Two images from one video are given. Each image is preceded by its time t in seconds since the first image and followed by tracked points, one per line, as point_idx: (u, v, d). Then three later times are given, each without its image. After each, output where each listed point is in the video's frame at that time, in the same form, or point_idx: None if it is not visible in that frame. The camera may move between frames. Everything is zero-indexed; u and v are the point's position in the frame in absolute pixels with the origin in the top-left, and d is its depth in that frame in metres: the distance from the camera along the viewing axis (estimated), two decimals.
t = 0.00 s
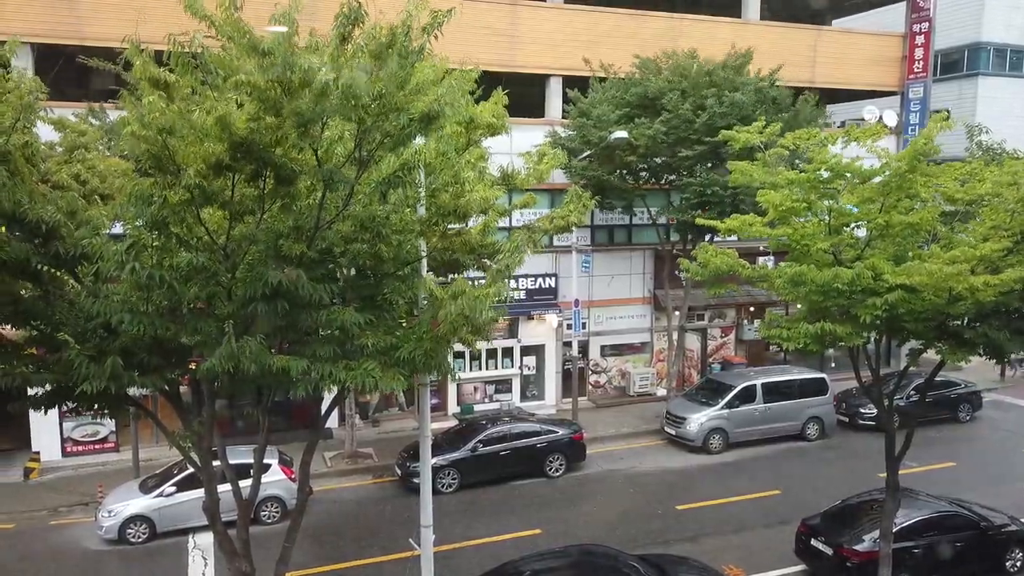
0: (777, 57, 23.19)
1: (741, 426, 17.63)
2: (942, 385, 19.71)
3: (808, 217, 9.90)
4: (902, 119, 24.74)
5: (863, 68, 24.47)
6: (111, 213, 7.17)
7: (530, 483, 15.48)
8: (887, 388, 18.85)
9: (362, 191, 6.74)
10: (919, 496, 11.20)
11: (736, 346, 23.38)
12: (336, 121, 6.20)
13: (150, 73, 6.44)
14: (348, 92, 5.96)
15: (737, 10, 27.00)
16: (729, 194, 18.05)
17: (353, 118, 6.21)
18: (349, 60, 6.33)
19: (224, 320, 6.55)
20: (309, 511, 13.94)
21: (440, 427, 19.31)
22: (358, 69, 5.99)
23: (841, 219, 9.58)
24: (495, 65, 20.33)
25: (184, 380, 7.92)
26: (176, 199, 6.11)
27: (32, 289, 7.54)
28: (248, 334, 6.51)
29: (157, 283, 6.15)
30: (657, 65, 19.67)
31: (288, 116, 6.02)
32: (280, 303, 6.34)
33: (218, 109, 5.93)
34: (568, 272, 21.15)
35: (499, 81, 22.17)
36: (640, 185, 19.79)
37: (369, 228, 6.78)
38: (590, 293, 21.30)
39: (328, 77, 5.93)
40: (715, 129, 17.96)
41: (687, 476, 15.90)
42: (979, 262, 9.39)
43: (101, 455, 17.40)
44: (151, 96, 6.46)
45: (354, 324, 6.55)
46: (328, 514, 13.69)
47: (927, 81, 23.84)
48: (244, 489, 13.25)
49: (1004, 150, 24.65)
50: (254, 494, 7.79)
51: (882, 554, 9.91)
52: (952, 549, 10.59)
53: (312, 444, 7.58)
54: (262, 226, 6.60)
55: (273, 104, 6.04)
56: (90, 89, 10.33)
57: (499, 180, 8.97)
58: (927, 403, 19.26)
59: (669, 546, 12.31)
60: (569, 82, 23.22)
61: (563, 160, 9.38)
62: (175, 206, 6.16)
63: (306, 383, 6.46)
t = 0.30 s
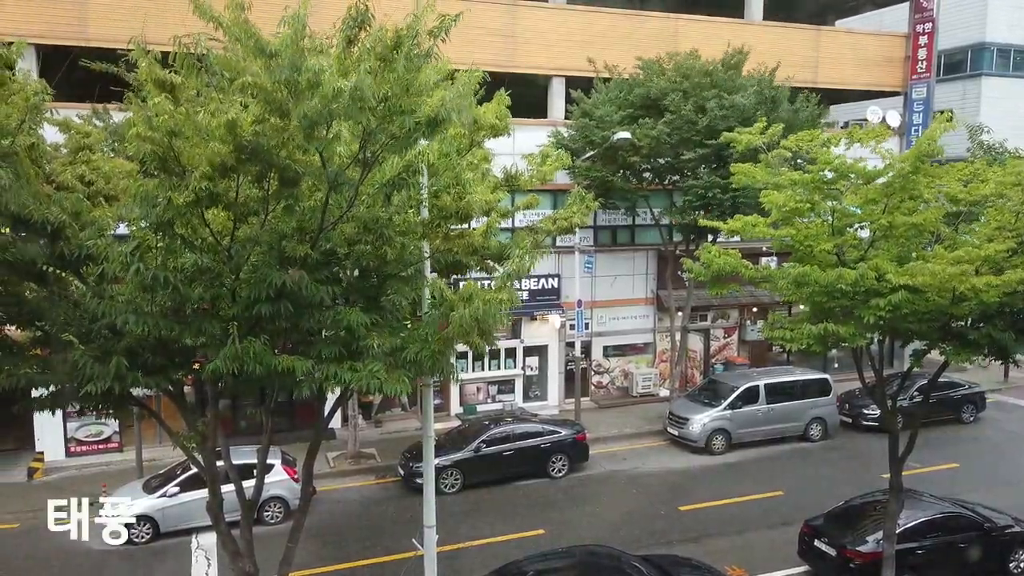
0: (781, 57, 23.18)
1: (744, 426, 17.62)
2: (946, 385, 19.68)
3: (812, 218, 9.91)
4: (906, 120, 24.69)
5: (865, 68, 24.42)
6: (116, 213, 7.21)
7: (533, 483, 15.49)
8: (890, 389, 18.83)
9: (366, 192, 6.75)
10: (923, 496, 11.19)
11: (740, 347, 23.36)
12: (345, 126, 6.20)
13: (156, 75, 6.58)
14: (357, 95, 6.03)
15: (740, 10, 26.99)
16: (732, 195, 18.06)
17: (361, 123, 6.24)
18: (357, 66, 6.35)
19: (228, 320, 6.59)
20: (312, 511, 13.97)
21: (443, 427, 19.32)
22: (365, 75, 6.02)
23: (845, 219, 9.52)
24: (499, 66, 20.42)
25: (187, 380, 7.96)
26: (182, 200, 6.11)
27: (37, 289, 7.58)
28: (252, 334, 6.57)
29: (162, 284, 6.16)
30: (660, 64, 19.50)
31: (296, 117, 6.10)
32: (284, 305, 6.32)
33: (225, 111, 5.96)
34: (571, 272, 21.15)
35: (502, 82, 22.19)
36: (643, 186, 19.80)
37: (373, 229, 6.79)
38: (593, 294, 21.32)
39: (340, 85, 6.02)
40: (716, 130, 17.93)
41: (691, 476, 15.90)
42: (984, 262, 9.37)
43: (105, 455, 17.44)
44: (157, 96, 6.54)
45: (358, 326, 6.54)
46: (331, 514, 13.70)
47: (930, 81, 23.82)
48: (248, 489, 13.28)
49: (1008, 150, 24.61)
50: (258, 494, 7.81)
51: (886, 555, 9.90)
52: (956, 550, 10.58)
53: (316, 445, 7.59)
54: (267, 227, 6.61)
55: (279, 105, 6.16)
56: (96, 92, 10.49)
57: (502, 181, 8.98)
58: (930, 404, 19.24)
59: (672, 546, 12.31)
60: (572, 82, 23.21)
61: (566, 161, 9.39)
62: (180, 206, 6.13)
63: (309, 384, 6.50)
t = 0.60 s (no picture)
0: (785, 56, 23.13)
1: (748, 426, 17.59)
2: (950, 385, 19.63)
3: (816, 217, 9.87)
4: (910, 119, 24.65)
5: (870, 67, 24.36)
6: (121, 213, 7.24)
7: (537, 482, 15.49)
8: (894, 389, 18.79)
9: (368, 190, 6.77)
10: (927, 496, 11.16)
11: (744, 347, 23.32)
12: (343, 123, 6.23)
13: (158, 75, 6.56)
14: (346, 90, 6.01)
15: (744, 9, 26.94)
16: (736, 194, 18.05)
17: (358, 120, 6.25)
18: (346, 65, 6.39)
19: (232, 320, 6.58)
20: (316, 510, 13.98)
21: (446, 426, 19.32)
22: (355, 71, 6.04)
23: (851, 219, 9.55)
24: (503, 64, 20.30)
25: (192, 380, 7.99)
26: (185, 200, 6.12)
27: (43, 289, 7.63)
28: (257, 334, 6.57)
29: (167, 284, 6.18)
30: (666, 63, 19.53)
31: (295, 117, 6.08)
32: (287, 304, 6.33)
33: (226, 110, 5.98)
34: (575, 272, 21.13)
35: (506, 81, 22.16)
36: (647, 185, 19.78)
37: (375, 229, 6.80)
38: (597, 293, 21.30)
39: (331, 80, 6.01)
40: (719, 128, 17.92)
41: (695, 476, 15.89)
42: (988, 261, 9.34)
43: (110, 454, 17.47)
44: (159, 95, 6.56)
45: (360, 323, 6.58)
46: (335, 514, 13.71)
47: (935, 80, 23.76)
48: (251, 488, 13.29)
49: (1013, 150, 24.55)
50: (263, 493, 7.84)
51: (891, 555, 9.86)
52: (961, 550, 10.54)
53: (320, 444, 7.59)
54: (270, 226, 6.61)
55: (277, 104, 6.16)
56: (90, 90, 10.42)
57: (506, 181, 8.98)
58: (935, 404, 19.18)
59: (676, 546, 12.30)
60: (575, 82, 23.19)
61: (569, 161, 9.38)
62: (183, 206, 6.14)
63: (314, 384, 6.52)
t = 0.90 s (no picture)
0: (791, 56, 23.07)
1: (754, 426, 17.55)
2: (957, 386, 19.56)
3: (822, 217, 9.87)
4: (917, 119, 24.56)
5: (875, 67, 24.29)
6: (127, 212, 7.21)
7: (542, 483, 15.48)
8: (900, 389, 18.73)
9: (375, 192, 6.74)
10: (933, 497, 11.12)
11: (749, 347, 23.27)
12: (349, 123, 6.34)
13: (167, 76, 6.64)
14: (353, 92, 6.19)
15: (750, 9, 26.89)
16: (742, 195, 18.03)
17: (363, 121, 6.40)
18: (355, 65, 6.39)
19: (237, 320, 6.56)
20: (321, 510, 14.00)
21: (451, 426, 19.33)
22: (359, 74, 6.21)
23: (854, 218, 9.44)
24: (507, 64, 20.30)
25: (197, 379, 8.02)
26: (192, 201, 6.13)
27: (49, 289, 7.64)
28: (262, 334, 6.58)
29: (173, 284, 6.24)
30: (670, 63, 19.62)
31: (302, 118, 6.08)
32: (293, 305, 6.37)
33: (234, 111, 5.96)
34: (580, 272, 21.10)
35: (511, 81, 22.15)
36: (652, 185, 19.76)
37: (382, 229, 6.87)
38: (601, 293, 21.29)
39: (335, 83, 6.15)
40: (725, 128, 17.88)
41: (700, 476, 15.87)
42: (995, 262, 9.30)
43: (115, 453, 17.52)
44: (169, 96, 6.62)
45: (364, 323, 6.58)
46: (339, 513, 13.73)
47: (941, 80, 23.65)
48: (256, 487, 13.32)
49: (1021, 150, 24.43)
50: (267, 493, 7.89)
51: (896, 556, 9.84)
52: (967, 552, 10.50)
53: (325, 443, 7.63)
54: (277, 227, 6.59)
55: (284, 105, 6.10)
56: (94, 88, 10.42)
57: (511, 181, 8.96)
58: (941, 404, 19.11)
59: (681, 546, 12.28)
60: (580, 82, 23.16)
61: (575, 161, 9.36)
62: (189, 207, 6.15)
63: (319, 384, 6.51)
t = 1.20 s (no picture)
0: (797, 56, 23.00)
1: (759, 427, 17.52)
2: (963, 387, 19.48)
3: (827, 218, 9.88)
4: (923, 119, 24.46)
5: (882, 67, 24.20)
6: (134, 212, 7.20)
7: (547, 482, 15.46)
8: (906, 390, 18.66)
9: (382, 192, 6.73)
10: (940, 498, 11.09)
11: (754, 347, 23.22)
12: (363, 125, 6.27)
13: (178, 74, 6.63)
14: (374, 97, 6.15)
15: (756, 9, 26.83)
16: (747, 195, 17.98)
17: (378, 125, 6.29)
18: (376, 66, 6.43)
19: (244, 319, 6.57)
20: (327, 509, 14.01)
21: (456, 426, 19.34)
22: (382, 76, 6.15)
23: (861, 219, 9.49)
24: (512, 64, 20.27)
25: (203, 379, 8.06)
26: (200, 200, 6.11)
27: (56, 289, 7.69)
28: (267, 334, 6.58)
29: (181, 283, 6.21)
30: (678, 62, 19.51)
31: (314, 117, 6.09)
32: (300, 305, 6.37)
33: (245, 111, 5.95)
34: (585, 272, 21.08)
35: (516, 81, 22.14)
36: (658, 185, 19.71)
37: (389, 228, 6.89)
38: (606, 293, 21.27)
39: (358, 85, 6.15)
40: (731, 128, 17.83)
41: (706, 477, 15.84)
42: (1002, 264, 9.24)
43: (122, 452, 17.57)
44: (177, 94, 6.60)
45: (371, 322, 6.61)
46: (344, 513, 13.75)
47: (949, 79, 23.50)
48: (262, 486, 13.33)
49: None
50: (273, 492, 7.94)
51: (902, 558, 9.80)
52: (973, 553, 10.47)
53: (331, 443, 7.65)
54: (284, 227, 6.60)
55: (297, 105, 6.12)
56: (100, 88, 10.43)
57: (516, 181, 8.96)
58: (948, 405, 19.02)
59: (686, 546, 12.25)
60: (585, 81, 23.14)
61: (580, 160, 9.35)
62: (197, 206, 6.10)
63: (324, 383, 6.53)
